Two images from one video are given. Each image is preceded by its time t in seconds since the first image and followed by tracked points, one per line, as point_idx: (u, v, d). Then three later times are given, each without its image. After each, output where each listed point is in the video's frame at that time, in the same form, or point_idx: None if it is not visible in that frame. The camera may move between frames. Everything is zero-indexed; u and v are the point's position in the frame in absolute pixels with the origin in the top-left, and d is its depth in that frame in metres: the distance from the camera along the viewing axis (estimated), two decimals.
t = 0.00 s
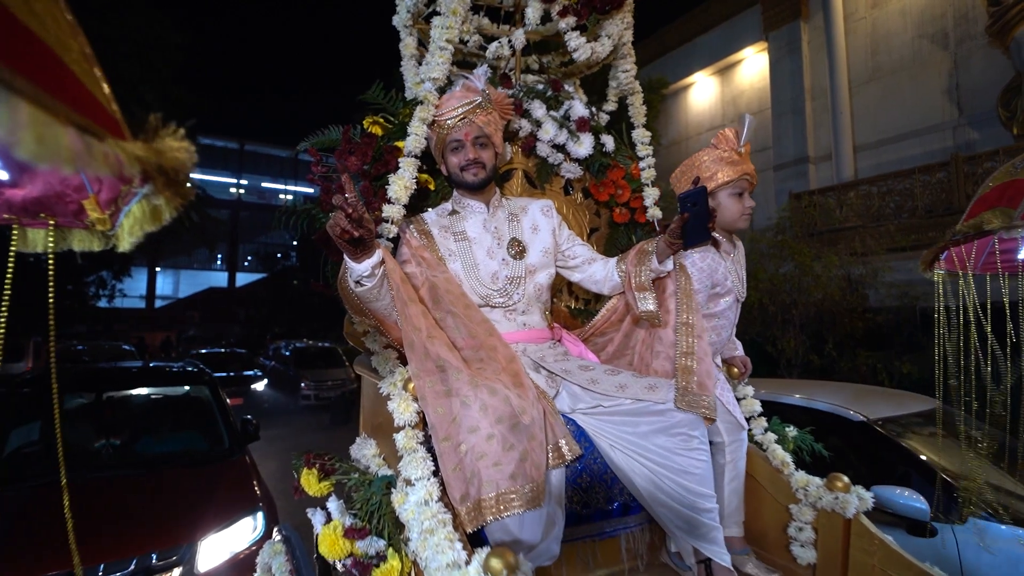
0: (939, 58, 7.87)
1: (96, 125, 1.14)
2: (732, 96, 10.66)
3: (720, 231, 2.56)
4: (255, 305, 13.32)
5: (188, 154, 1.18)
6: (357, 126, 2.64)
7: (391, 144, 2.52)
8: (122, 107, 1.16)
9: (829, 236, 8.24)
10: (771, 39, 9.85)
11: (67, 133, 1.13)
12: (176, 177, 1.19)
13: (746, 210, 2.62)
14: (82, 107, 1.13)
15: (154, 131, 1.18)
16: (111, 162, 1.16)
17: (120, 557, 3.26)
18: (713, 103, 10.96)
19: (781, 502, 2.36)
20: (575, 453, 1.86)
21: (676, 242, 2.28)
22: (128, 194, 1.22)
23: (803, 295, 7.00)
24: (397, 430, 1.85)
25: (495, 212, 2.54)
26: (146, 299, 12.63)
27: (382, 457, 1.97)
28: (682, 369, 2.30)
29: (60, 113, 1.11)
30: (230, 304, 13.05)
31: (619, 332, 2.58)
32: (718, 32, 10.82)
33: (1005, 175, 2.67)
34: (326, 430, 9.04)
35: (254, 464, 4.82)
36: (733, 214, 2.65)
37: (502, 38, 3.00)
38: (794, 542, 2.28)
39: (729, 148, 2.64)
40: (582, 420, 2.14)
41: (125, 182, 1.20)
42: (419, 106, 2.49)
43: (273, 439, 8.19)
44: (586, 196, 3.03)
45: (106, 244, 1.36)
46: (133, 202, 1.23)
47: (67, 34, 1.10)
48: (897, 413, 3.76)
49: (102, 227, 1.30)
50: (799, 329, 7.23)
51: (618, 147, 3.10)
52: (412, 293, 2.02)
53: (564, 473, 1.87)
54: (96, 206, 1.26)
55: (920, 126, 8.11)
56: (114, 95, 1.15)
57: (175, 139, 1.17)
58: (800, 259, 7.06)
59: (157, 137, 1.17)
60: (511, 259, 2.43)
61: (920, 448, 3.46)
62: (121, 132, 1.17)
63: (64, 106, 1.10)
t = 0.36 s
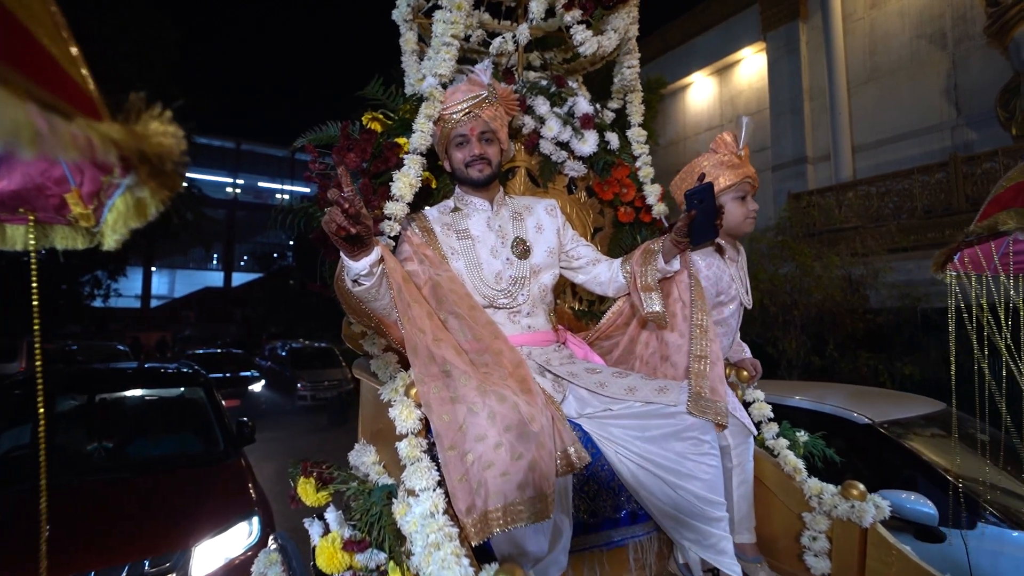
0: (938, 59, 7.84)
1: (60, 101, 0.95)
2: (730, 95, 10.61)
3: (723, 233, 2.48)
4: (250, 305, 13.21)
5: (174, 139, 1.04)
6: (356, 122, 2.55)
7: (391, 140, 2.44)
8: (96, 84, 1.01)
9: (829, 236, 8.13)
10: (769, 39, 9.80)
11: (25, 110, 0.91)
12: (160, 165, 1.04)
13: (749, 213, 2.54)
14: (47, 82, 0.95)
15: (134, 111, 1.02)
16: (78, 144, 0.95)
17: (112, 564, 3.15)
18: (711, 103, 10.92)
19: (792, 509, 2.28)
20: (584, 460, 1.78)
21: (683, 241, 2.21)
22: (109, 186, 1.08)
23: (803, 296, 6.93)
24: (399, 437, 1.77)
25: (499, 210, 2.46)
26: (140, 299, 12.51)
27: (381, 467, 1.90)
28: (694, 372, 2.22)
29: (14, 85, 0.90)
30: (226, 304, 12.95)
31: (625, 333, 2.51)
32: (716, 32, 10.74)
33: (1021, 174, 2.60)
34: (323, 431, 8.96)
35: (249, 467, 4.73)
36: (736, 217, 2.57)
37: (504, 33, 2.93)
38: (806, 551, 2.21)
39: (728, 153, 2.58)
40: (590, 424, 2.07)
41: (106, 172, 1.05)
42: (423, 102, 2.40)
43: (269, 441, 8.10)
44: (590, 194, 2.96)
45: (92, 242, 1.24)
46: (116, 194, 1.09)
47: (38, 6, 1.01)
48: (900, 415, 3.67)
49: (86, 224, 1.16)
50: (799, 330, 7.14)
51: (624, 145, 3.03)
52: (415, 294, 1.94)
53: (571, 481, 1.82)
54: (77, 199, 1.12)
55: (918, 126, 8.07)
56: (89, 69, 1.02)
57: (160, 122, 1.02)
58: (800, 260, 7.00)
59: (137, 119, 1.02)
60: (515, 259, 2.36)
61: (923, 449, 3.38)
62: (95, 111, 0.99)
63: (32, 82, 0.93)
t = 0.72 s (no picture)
0: (930, 61, 7.85)
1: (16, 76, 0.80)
2: (724, 96, 10.59)
3: (708, 247, 2.44)
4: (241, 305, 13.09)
5: (153, 119, 0.84)
6: (351, 118, 2.49)
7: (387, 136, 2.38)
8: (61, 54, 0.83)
9: (824, 237, 8.12)
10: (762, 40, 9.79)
11: None
12: (137, 150, 0.85)
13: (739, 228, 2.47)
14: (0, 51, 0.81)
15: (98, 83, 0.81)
16: (34, 122, 0.81)
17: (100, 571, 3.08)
18: (705, 104, 10.90)
19: (796, 515, 2.23)
20: (585, 467, 1.73)
21: (684, 241, 2.17)
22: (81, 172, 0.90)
23: (799, 296, 6.91)
24: (395, 445, 1.71)
25: (497, 210, 2.40)
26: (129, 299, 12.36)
27: (376, 474, 1.84)
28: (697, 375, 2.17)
29: None
30: (217, 304, 12.83)
31: (626, 337, 2.45)
32: (710, 32, 10.71)
33: None
34: (315, 431, 8.88)
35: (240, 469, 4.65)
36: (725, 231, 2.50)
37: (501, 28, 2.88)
38: (811, 558, 2.16)
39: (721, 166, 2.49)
40: (590, 429, 2.02)
41: (74, 156, 0.87)
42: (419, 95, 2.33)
43: (261, 442, 8.01)
44: (588, 193, 2.91)
45: (71, 238, 1.02)
46: (90, 183, 0.91)
47: None
48: (896, 414, 3.62)
49: (62, 218, 0.98)
50: (795, 331, 7.11)
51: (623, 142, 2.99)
52: (411, 296, 1.88)
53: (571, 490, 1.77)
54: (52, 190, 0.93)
55: (910, 128, 8.08)
56: (53, 40, 0.84)
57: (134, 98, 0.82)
58: (796, 261, 6.98)
59: (108, 92, 0.81)
60: (514, 259, 2.30)
61: (915, 447, 3.35)
62: (58, 82, 0.81)
63: None
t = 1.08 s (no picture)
0: (929, 62, 7.83)
1: None
2: (722, 96, 10.56)
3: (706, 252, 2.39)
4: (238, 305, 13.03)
5: (135, 98, 0.88)
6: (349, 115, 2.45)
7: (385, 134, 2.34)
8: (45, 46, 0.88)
9: (823, 237, 8.08)
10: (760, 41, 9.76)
11: None
12: (119, 134, 0.92)
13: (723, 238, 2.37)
14: None
15: (74, 60, 0.84)
16: None
17: (93, 575, 3.02)
18: (703, 104, 10.87)
19: (803, 520, 2.20)
20: (588, 472, 1.69)
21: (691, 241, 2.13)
22: (63, 161, 0.93)
23: (798, 297, 6.89)
24: (395, 449, 1.68)
25: (498, 208, 2.36)
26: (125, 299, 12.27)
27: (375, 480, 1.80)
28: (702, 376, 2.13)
29: None
30: (214, 304, 12.76)
31: (627, 338, 2.41)
32: (708, 32, 10.68)
33: None
34: (312, 432, 8.82)
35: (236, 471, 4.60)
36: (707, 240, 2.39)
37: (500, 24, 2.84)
38: (818, 563, 2.12)
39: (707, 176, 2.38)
40: (594, 432, 1.97)
41: (54, 143, 0.91)
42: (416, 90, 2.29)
43: (258, 443, 7.96)
44: (589, 192, 2.87)
45: (57, 234, 0.97)
46: (73, 173, 0.94)
47: None
48: (896, 415, 3.59)
49: (48, 212, 0.95)
50: (795, 331, 7.07)
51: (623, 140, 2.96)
52: (410, 296, 1.84)
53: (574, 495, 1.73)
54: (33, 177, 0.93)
55: (908, 129, 8.06)
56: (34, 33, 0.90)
57: (111, 74, 0.85)
58: (795, 261, 6.95)
59: (85, 68, 0.84)
60: (515, 259, 2.26)
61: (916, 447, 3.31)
62: (32, 62, 0.86)
63: None
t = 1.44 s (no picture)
0: (923, 63, 7.85)
1: None
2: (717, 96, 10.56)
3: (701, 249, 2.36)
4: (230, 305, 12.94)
5: (118, 72, 0.87)
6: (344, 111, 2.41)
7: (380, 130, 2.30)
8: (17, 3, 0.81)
9: (818, 237, 8.07)
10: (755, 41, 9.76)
11: None
12: (100, 112, 0.89)
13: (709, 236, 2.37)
14: None
15: (49, 27, 0.80)
16: None
17: None
18: (698, 104, 10.86)
19: (802, 521, 2.18)
20: (587, 472, 1.66)
21: (693, 239, 2.10)
22: (43, 147, 0.89)
23: (794, 297, 6.87)
24: (390, 450, 1.65)
25: (496, 206, 2.33)
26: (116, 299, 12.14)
27: (370, 481, 1.77)
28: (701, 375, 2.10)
29: None
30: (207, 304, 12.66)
31: (623, 336, 2.37)
32: (703, 32, 10.67)
33: None
34: (306, 432, 8.78)
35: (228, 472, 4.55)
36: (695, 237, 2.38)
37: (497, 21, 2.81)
38: (818, 565, 2.10)
39: (689, 177, 2.39)
40: (592, 432, 1.94)
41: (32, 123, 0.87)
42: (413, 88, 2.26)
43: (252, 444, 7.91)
44: (586, 191, 2.84)
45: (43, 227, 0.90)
46: (54, 157, 0.89)
47: None
48: (891, 413, 3.57)
49: (31, 202, 0.90)
50: (790, 331, 7.06)
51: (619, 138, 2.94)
52: (407, 295, 1.81)
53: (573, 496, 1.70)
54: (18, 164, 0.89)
55: (903, 129, 8.07)
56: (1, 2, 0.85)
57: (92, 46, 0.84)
58: (791, 261, 6.95)
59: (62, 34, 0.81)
60: (513, 258, 2.23)
61: (912, 447, 3.29)
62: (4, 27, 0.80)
63: None
